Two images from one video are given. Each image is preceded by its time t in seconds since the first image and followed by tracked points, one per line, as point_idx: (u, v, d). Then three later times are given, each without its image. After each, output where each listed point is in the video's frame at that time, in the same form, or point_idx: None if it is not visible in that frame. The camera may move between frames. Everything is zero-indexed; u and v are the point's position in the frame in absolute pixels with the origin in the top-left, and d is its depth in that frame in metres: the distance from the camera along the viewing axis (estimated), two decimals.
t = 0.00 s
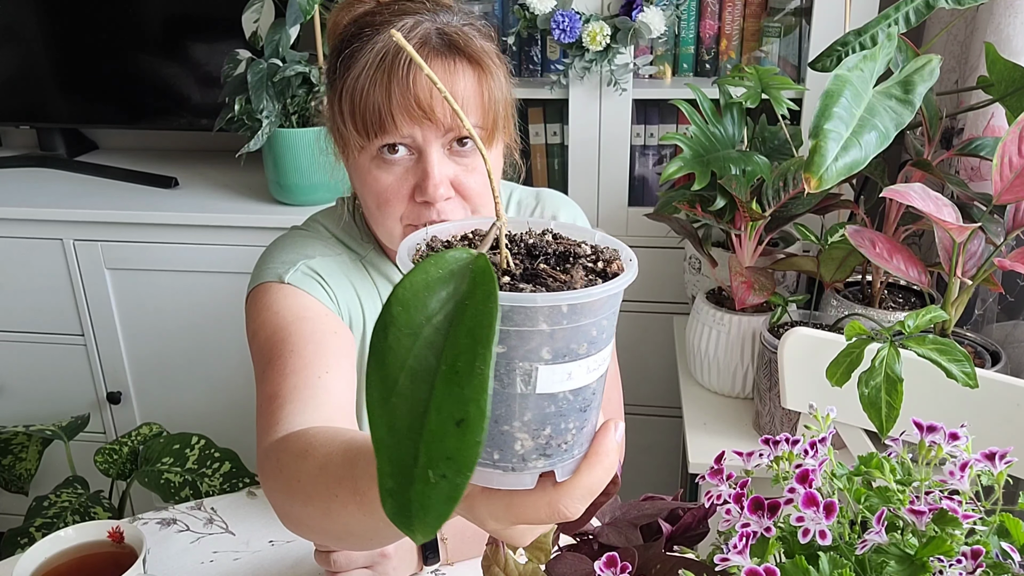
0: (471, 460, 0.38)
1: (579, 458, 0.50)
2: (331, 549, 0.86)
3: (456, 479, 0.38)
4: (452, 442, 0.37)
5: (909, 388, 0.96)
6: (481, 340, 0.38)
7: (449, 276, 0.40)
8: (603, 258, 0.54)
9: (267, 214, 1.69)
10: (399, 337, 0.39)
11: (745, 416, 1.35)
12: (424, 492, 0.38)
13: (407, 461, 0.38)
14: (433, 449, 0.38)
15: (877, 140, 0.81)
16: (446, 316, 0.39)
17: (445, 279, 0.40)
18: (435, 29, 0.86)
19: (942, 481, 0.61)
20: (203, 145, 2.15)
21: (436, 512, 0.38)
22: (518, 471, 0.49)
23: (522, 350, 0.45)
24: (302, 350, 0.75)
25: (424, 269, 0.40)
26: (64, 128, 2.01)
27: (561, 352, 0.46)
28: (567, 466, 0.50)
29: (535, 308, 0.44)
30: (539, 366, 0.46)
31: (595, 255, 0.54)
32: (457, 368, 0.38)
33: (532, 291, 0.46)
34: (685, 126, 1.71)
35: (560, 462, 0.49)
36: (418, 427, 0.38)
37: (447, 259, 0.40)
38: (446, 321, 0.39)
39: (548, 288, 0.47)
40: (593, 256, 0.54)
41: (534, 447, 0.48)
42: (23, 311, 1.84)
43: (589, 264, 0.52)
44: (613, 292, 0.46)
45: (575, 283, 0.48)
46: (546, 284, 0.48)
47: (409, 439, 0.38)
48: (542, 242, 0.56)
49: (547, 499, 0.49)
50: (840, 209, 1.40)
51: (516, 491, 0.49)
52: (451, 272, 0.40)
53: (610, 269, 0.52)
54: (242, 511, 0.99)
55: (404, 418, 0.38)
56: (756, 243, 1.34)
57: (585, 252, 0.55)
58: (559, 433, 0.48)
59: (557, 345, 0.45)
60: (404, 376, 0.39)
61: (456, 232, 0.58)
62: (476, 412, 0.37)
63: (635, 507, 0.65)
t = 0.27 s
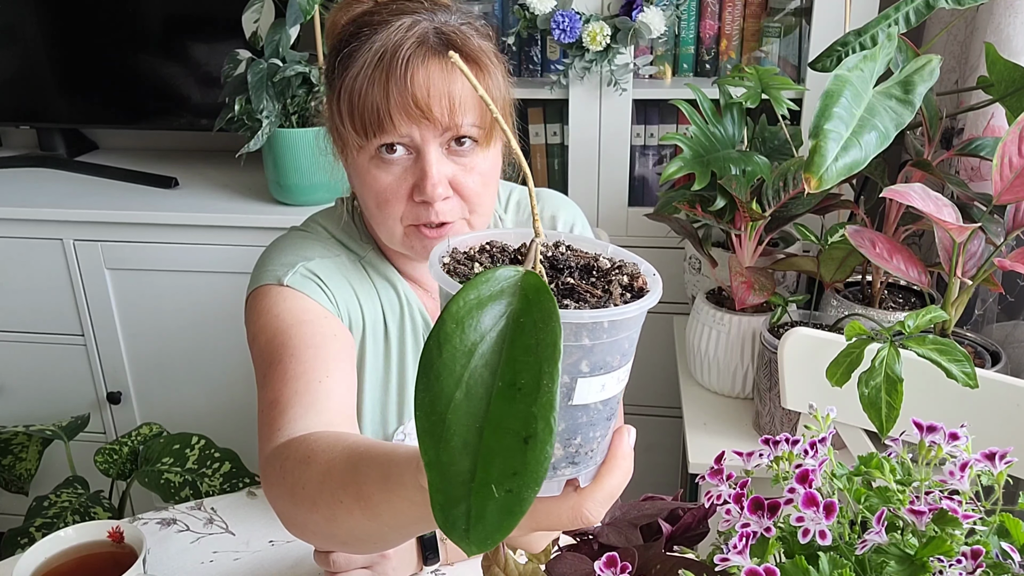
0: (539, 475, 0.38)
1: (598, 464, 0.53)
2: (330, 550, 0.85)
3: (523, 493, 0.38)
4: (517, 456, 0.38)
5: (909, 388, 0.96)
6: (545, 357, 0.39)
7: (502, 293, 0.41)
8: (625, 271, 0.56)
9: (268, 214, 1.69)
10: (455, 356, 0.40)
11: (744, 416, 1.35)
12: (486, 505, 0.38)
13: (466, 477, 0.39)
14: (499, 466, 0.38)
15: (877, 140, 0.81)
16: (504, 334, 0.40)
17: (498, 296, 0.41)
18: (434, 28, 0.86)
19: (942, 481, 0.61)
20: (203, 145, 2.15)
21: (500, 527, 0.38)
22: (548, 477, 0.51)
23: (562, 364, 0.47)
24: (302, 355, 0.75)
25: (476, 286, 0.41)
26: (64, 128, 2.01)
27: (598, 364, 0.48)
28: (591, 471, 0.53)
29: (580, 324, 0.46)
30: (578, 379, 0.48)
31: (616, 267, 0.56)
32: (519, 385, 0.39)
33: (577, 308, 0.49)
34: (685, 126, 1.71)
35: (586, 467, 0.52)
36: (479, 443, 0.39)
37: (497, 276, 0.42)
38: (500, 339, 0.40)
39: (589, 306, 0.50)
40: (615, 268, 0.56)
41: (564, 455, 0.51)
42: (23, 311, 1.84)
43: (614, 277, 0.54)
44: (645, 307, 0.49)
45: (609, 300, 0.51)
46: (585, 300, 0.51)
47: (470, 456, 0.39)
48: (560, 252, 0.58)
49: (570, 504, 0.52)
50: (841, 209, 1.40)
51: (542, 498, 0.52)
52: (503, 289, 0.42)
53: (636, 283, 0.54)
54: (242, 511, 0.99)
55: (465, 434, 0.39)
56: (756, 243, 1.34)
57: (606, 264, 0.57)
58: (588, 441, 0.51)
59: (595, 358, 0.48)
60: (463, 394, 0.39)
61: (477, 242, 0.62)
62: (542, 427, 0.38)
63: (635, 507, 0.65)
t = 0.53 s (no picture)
0: (559, 454, 0.38)
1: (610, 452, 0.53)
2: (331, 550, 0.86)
3: (542, 473, 0.38)
4: (535, 436, 0.38)
5: (909, 388, 0.96)
6: (563, 338, 0.40)
7: (520, 278, 0.43)
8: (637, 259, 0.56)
9: (268, 214, 1.69)
10: (473, 340, 0.41)
11: (744, 417, 1.35)
12: (506, 487, 0.38)
13: (483, 459, 0.39)
14: (517, 447, 0.39)
15: (877, 140, 0.81)
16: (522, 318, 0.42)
17: (516, 281, 0.43)
18: (436, 28, 0.85)
19: (942, 481, 0.61)
20: (204, 145, 2.15)
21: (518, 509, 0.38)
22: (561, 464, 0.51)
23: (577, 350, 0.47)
24: (304, 355, 0.75)
25: (495, 271, 0.42)
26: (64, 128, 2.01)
27: (613, 351, 0.49)
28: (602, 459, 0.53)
29: (597, 308, 0.46)
30: (593, 365, 0.48)
31: (628, 257, 0.57)
32: (537, 367, 0.40)
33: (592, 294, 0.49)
34: (685, 126, 1.71)
35: (597, 455, 0.52)
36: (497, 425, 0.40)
37: (514, 264, 0.43)
38: (518, 323, 0.42)
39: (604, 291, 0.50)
40: (627, 258, 0.56)
41: (578, 442, 0.51)
42: (23, 311, 1.84)
43: (628, 266, 0.55)
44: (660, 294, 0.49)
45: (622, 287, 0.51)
46: (599, 286, 0.51)
47: (488, 438, 0.39)
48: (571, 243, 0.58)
49: (582, 491, 0.52)
50: (840, 209, 1.40)
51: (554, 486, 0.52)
52: (520, 274, 0.43)
53: (648, 270, 0.54)
54: (242, 511, 0.99)
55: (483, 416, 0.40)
56: (756, 243, 1.34)
57: (618, 255, 0.57)
58: (601, 428, 0.51)
59: (610, 344, 0.48)
60: (482, 378, 0.40)
61: (489, 233, 0.62)
62: (561, 406, 0.39)
63: (635, 507, 0.65)
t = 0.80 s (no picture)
0: (560, 455, 0.39)
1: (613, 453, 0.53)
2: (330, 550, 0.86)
3: (545, 473, 0.39)
4: (537, 437, 0.39)
5: (909, 388, 0.96)
6: (563, 338, 0.40)
7: (520, 279, 0.42)
8: (637, 259, 0.56)
9: (268, 214, 1.69)
10: (473, 342, 0.41)
11: (744, 417, 1.35)
12: (510, 486, 0.39)
13: (486, 458, 0.40)
14: (520, 447, 0.39)
15: (877, 140, 0.81)
16: (522, 319, 0.41)
17: (516, 281, 0.42)
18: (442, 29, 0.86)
19: (942, 481, 0.61)
20: (203, 145, 2.15)
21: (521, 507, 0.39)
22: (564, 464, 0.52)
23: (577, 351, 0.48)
24: (306, 355, 0.75)
25: (495, 272, 0.42)
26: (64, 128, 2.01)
27: (614, 351, 0.49)
28: (604, 460, 0.53)
29: (597, 309, 0.46)
30: (594, 365, 0.48)
31: (628, 257, 0.57)
32: (538, 368, 0.40)
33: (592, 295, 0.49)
34: (685, 126, 1.71)
35: (599, 455, 0.52)
36: (499, 425, 0.40)
37: (514, 263, 0.42)
38: (519, 324, 0.41)
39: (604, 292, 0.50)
40: (628, 258, 0.56)
41: (580, 443, 0.51)
42: (23, 311, 1.84)
43: (628, 266, 0.55)
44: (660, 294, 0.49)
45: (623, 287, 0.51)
46: (600, 287, 0.51)
47: (491, 438, 0.40)
48: (572, 245, 0.58)
49: (585, 492, 0.52)
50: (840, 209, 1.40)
51: (556, 486, 0.53)
52: (520, 275, 0.42)
53: (648, 271, 0.54)
54: (242, 511, 0.99)
55: (485, 417, 0.40)
56: (756, 243, 1.34)
57: (618, 255, 0.57)
58: (602, 429, 0.51)
59: (611, 345, 0.48)
60: (483, 379, 0.40)
61: (490, 235, 0.62)
62: (562, 407, 0.39)
63: (635, 508, 0.66)
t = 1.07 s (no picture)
0: (557, 457, 0.39)
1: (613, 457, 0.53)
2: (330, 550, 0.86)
3: (541, 475, 0.40)
4: (534, 440, 0.39)
5: (909, 388, 0.96)
6: (560, 341, 0.40)
7: (517, 282, 0.42)
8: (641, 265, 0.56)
9: (268, 214, 1.69)
10: (472, 345, 0.41)
11: (744, 417, 1.35)
12: (506, 489, 0.40)
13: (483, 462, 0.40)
14: (517, 450, 0.40)
15: (877, 140, 0.81)
16: (518, 322, 0.41)
17: (513, 284, 0.42)
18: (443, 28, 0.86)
19: (942, 481, 0.61)
20: (204, 145, 2.15)
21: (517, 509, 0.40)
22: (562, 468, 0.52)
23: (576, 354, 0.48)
24: (307, 355, 0.75)
25: (493, 275, 0.42)
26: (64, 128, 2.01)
27: (613, 356, 0.49)
28: (603, 465, 0.53)
29: (596, 313, 0.46)
30: (592, 369, 0.48)
31: (631, 263, 0.56)
32: (536, 370, 0.40)
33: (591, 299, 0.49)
34: (685, 126, 1.71)
35: (598, 460, 0.52)
36: (495, 428, 0.40)
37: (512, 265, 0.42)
38: (517, 327, 0.41)
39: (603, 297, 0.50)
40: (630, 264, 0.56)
41: (578, 447, 0.51)
42: (23, 311, 1.84)
43: (630, 271, 0.55)
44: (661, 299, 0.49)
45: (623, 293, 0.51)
46: (600, 291, 0.51)
47: (487, 440, 0.40)
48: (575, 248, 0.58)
49: (584, 496, 0.52)
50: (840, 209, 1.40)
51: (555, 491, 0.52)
52: (518, 278, 0.42)
53: (650, 277, 0.54)
54: (242, 511, 0.99)
55: (483, 420, 0.40)
56: (756, 243, 1.34)
57: (622, 260, 0.57)
58: (601, 434, 0.51)
59: (610, 350, 0.48)
60: (481, 382, 0.40)
61: (493, 239, 0.62)
62: (559, 409, 0.39)
63: (635, 508, 0.66)
